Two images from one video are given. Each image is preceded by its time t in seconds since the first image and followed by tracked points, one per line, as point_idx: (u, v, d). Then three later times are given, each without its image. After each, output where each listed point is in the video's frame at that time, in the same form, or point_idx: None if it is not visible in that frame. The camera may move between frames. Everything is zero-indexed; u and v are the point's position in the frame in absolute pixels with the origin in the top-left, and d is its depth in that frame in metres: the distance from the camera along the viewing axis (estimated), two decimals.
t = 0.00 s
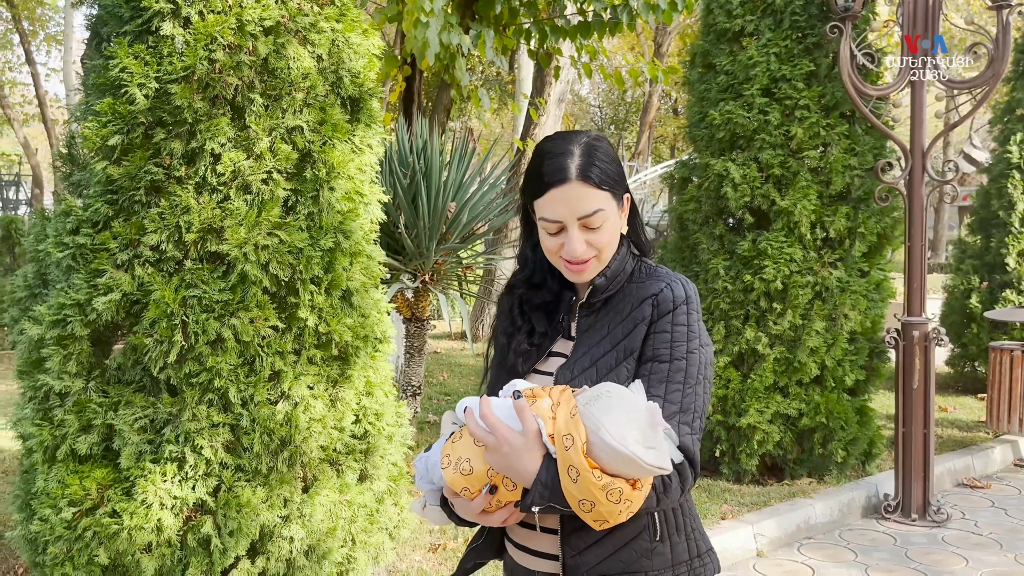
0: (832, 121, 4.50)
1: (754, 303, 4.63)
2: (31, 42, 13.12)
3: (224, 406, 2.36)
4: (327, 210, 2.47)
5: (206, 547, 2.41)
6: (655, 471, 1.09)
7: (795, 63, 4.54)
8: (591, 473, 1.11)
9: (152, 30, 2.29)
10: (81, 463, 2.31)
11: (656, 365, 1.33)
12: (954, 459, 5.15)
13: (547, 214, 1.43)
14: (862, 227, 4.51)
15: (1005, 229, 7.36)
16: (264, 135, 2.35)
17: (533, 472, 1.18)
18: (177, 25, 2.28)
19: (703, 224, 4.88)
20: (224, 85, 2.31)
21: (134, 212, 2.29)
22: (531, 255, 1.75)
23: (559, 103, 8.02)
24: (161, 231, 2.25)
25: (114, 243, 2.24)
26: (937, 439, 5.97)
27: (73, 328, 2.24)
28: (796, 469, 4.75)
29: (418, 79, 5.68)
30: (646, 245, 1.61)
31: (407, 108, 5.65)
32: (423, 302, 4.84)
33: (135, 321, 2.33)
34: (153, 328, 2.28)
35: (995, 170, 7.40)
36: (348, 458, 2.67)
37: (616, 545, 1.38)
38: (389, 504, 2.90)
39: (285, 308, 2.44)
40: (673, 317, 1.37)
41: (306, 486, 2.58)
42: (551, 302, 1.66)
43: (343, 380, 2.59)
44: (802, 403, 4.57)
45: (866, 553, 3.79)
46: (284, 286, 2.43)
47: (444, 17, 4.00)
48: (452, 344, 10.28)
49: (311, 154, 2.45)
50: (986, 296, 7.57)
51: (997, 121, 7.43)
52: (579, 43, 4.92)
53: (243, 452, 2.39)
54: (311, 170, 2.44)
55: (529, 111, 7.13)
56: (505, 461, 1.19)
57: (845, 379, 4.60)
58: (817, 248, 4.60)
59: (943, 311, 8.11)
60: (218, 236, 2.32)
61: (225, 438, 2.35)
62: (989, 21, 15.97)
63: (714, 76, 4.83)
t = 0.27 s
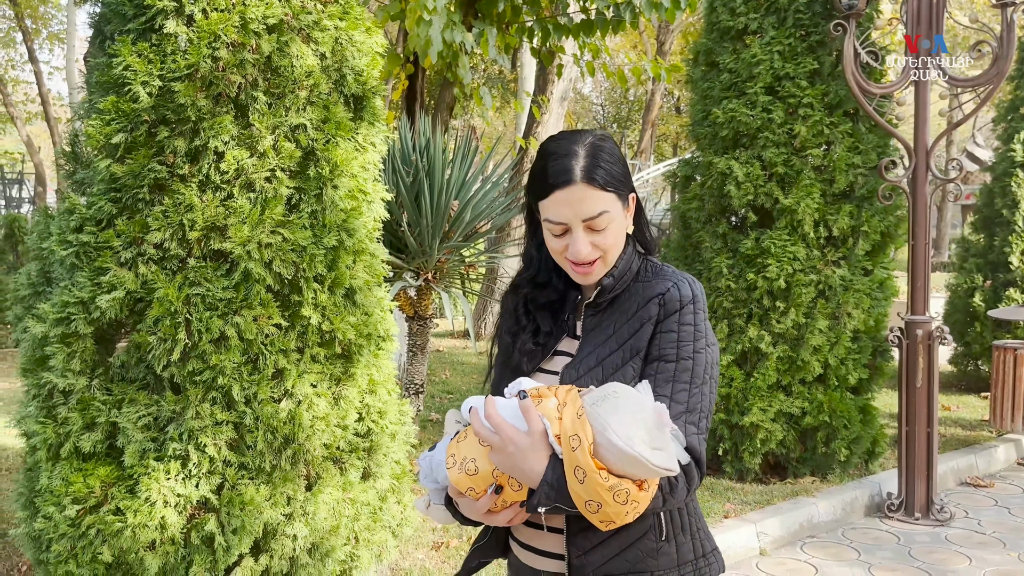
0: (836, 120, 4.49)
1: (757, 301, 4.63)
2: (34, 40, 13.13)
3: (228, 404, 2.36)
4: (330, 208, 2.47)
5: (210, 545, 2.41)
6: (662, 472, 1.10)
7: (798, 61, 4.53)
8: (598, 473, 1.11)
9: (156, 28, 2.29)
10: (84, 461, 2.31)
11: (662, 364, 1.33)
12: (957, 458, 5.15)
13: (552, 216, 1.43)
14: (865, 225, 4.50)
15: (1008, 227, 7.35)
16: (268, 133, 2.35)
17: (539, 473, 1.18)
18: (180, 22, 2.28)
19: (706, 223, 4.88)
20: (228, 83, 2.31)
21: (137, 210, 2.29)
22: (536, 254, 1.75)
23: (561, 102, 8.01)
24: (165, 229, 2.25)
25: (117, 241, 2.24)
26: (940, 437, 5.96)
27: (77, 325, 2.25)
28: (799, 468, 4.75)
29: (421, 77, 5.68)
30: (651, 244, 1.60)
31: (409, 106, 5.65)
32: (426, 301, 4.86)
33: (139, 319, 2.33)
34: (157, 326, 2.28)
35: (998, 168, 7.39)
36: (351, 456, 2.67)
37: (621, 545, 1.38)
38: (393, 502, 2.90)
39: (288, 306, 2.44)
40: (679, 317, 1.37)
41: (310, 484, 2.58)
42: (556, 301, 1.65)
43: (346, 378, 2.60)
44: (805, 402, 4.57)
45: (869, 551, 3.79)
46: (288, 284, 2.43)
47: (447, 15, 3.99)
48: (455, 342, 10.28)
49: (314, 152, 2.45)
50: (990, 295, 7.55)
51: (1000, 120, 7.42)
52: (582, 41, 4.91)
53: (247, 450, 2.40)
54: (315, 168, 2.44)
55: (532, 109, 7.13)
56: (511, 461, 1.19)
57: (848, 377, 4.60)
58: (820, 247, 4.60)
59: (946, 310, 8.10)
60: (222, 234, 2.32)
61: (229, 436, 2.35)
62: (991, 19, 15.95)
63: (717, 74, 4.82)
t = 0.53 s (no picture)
0: (839, 118, 4.49)
1: (760, 300, 4.62)
2: (37, 39, 13.15)
3: (230, 402, 2.36)
4: (333, 206, 2.47)
5: (212, 543, 2.41)
6: (673, 474, 1.10)
7: (801, 60, 4.52)
8: (609, 476, 1.11)
9: (158, 26, 2.29)
10: (87, 459, 2.32)
11: (668, 364, 1.33)
12: (960, 457, 5.14)
13: (556, 216, 1.43)
14: (868, 224, 4.50)
15: (1012, 226, 7.33)
16: (270, 132, 2.35)
17: (548, 476, 1.17)
18: (183, 21, 2.28)
19: (708, 221, 4.87)
20: (230, 81, 2.31)
21: (140, 208, 2.29)
22: (538, 254, 1.75)
23: (564, 100, 8.00)
24: (167, 228, 2.25)
25: (120, 240, 2.24)
26: (943, 436, 5.95)
27: (80, 324, 2.25)
28: (801, 467, 4.75)
29: (423, 75, 5.67)
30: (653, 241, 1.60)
31: (412, 105, 5.65)
32: (428, 299, 4.85)
33: (142, 317, 2.33)
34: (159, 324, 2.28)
35: (1001, 167, 7.38)
36: (353, 454, 2.68)
37: (628, 546, 1.38)
38: (395, 500, 2.90)
39: (291, 304, 2.44)
40: (685, 316, 1.37)
41: (312, 482, 2.58)
42: (558, 301, 1.65)
43: (348, 376, 2.60)
44: (808, 401, 4.57)
45: (871, 550, 3.79)
46: (290, 282, 2.43)
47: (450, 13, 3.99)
48: (457, 341, 10.28)
49: (317, 150, 2.45)
50: (993, 294, 7.54)
51: (1004, 118, 7.40)
52: (585, 40, 4.90)
53: (249, 448, 2.40)
54: (317, 167, 2.44)
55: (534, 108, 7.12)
56: (519, 464, 1.18)
57: (851, 376, 4.59)
58: (822, 245, 4.59)
59: (949, 309, 8.09)
60: (224, 233, 2.32)
61: (231, 434, 2.35)
62: (994, 18, 15.93)
63: (720, 72, 4.82)
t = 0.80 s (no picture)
0: (841, 117, 4.48)
1: (762, 299, 4.62)
2: (39, 38, 13.17)
3: (232, 401, 2.37)
4: (334, 205, 2.47)
5: (215, 541, 2.42)
6: (680, 477, 1.10)
7: (803, 58, 4.52)
8: (616, 481, 1.11)
9: (161, 26, 2.29)
10: (90, 458, 2.32)
11: (671, 364, 1.33)
12: (962, 456, 5.14)
13: (556, 216, 1.43)
14: (870, 223, 4.49)
15: (1014, 225, 7.32)
16: (272, 131, 2.35)
17: (553, 481, 1.16)
18: (185, 20, 2.28)
19: (710, 220, 4.87)
20: (233, 81, 2.31)
21: (142, 207, 2.29)
22: (535, 252, 1.75)
23: (566, 99, 7.99)
24: (169, 226, 2.26)
25: (122, 239, 2.25)
26: (945, 435, 5.95)
27: (83, 323, 2.25)
28: (803, 465, 4.75)
29: (425, 74, 5.68)
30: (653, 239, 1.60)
31: (414, 104, 5.65)
32: (430, 298, 4.86)
33: (144, 316, 2.34)
34: (162, 323, 2.29)
35: (1004, 166, 7.36)
36: (355, 452, 2.68)
37: (632, 548, 1.38)
38: (397, 499, 2.91)
39: (292, 303, 2.45)
40: (686, 315, 1.37)
41: (314, 481, 2.59)
42: (557, 300, 1.66)
43: (350, 375, 2.60)
44: (810, 400, 4.57)
45: (873, 549, 3.79)
46: (292, 281, 2.43)
47: (452, 12, 3.99)
48: (458, 340, 10.28)
49: (318, 149, 2.45)
50: (995, 293, 7.53)
51: (1006, 117, 7.38)
52: (586, 39, 4.90)
53: (251, 447, 2.40)
54: (319, 166, 2.44)
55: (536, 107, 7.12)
56: (523, 469, 1.17)
57: (853, 375, 4.59)
58: (824, 244, 4.59)
59: (952, 308, 8.07)
60: (226, 231, 2.32)
61: (233, 433, 2.36)
62: (997, 16, 15.89)
63: (722, 71, 4.81)
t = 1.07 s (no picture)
0: (842, 116, 4.47)
1: (763, 298, 4.62)
2: (41, 37, 13.19)
3: (233, 400, 2.37)
4: (334, 204, 2.47)
5: (215, 540, 2.43)
6: (676, 487, 1.09)
7: (804, 57, 4.51)
8: (611, 491, 1.10)
9: (161, 25, 2.30)
10: (91, 456, 2.33)
11: (666, 367, 1.33)
12: (963, 455, 5.13)
13: (547, 219, 1.42)
14: (871, 222, 4.49)
15: (1016, 224, 7.31)
16: (272, 130, 2.35)
17: (547, 490, 1.16)
18: (185, 20, 2.28)
19: (711, 219, 4.87)
20: (233, 80, 2.31)
21: (143, 206, 2.30)
22: (529, 253, 1.76)
23: (567, 99, 7.99)
24: (170, 226, 2.26)
25: (123, 238, 2.25)
26: (946, 435, 5.94)
27: (83, 322, 2.26)
28: (804, 465, 4.75)
29: (426, 74, 5.68)
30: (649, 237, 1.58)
31: (415, 103, 5.66)
32: (431, 297, 4.86)
33: (145, 315, 2.34)
34: (162, 322, 2.29)
35: (1006, 165, 7.35)
36: (355, 451, 2.69)
37: (629, 554, 1.38)
38: (397, 498, 2.91)
39: (293, 302, 2.45)
40: (682, 317, 1.37)
41: (314, 479, 2.59)
42: (551, 302, 1.66)
43: (350, 374, 2.60)
44: (811, 399, 4.56)
45: (874, 548, 3.79)
46: (292, 280, 2.43)
47: (452, 12, 3.99)
48: (460, 339, 10.29)
49: (318, 148, 2.45)
50: (997, 292, 7.51)
51: (1008, 115, 7.37)
52: (587, 38, 4.90)
53: (252, 445, 2.41)
54: (319, 165, 2.44)
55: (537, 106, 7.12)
56: (517, 478, 1.17)
57: (854, 375, 4.58)
58: (825, 243, 4.58)
59: (954, 307, 8.05)
60: (227, 230, 2.32)
61: (234, 431, 2.36)
62: (1000, 15, 15.84)
63: (723, 70, 4.81)
